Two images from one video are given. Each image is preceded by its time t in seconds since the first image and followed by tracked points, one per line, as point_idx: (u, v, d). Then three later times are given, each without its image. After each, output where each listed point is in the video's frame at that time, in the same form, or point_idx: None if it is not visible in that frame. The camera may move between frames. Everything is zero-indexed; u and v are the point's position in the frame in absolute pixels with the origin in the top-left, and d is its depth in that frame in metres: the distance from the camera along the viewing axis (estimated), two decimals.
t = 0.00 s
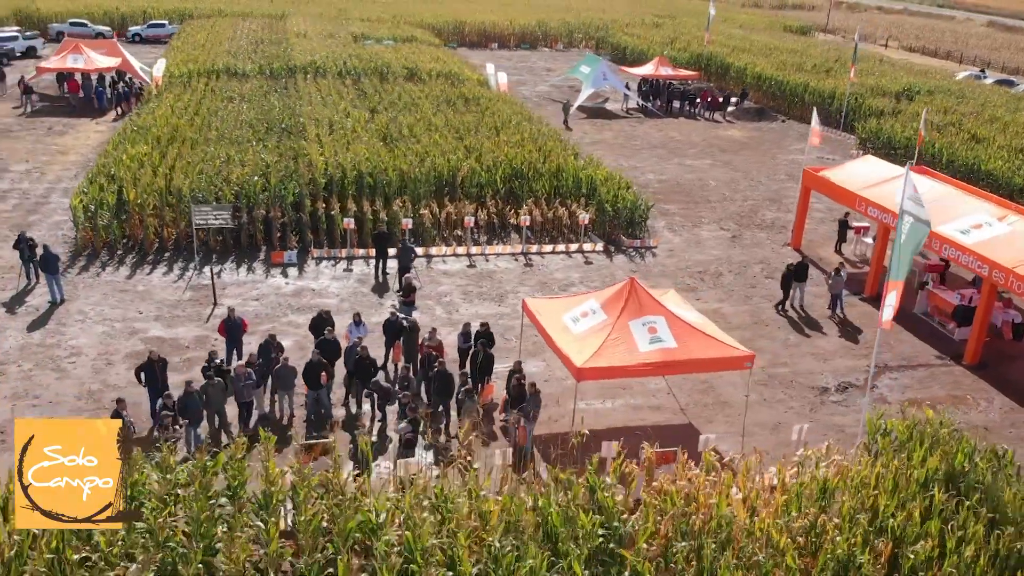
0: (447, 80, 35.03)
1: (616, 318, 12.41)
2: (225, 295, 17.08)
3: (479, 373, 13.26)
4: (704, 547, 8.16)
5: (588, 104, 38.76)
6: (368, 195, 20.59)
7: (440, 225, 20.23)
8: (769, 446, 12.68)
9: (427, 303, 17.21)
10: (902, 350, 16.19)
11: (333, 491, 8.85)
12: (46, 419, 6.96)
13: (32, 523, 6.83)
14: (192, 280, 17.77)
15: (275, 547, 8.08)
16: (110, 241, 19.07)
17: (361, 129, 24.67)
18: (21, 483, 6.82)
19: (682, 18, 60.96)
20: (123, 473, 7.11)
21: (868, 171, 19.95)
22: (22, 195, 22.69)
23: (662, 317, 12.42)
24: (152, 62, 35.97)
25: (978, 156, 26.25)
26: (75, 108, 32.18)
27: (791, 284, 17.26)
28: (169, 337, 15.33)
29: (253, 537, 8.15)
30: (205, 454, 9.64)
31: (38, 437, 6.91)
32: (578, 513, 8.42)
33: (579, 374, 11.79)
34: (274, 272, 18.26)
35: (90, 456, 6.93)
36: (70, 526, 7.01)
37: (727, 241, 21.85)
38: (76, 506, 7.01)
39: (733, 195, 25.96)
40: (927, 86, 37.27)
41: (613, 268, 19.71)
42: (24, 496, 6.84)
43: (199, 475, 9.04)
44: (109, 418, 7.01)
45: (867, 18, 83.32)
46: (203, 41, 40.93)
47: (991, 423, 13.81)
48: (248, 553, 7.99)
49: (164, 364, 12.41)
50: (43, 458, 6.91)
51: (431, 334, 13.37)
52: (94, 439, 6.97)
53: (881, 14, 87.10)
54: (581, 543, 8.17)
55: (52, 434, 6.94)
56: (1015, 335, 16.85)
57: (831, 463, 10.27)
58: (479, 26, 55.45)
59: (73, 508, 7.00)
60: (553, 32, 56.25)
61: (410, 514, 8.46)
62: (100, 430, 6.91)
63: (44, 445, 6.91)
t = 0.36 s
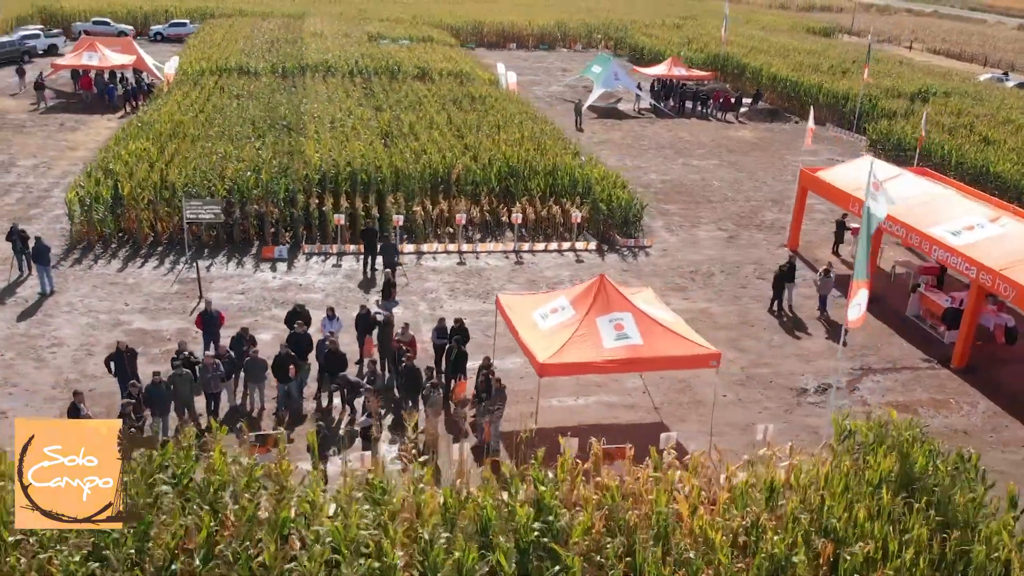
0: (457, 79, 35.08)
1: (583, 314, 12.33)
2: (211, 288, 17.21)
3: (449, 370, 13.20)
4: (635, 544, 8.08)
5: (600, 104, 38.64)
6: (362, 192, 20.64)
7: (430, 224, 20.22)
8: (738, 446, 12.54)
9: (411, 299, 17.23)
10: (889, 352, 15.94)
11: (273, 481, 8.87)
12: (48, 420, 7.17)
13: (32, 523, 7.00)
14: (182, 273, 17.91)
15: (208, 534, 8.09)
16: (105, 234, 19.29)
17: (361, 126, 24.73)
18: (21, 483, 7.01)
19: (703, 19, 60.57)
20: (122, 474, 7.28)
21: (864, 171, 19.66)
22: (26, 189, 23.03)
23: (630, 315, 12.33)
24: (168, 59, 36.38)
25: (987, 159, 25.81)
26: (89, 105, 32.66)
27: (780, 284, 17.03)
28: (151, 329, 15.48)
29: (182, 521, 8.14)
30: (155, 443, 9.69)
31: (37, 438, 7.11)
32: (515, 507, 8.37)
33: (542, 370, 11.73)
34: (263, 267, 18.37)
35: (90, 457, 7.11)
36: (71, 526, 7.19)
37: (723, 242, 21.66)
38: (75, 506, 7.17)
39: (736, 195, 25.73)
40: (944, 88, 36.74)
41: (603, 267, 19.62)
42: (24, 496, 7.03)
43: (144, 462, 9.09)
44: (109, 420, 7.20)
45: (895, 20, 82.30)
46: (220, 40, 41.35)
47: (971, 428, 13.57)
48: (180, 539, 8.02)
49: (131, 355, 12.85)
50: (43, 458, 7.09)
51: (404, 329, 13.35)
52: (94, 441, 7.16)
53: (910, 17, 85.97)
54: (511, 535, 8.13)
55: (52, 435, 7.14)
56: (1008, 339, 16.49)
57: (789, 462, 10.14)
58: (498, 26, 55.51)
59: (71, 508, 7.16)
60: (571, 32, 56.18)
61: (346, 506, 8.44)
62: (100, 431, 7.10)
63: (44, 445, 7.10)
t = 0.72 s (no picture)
0: (463, 78, 35.14)
1: (543, 309, 12.31)
2: (194, 281, 17.38)
3: (414, 363, 13.21)
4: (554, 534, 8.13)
5: (607, 104, 38.53)
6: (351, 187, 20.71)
7: (416, 221, 20.28)
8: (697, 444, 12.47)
9: (390, 294, 17.28)
10: (867, 353, 15.76)
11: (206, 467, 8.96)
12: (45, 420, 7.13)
13: (31, 523, 6.91)
14: (167, 266, 18.09)
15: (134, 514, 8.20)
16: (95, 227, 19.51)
17: (357, 123, 24.80)
18: (21, 483, 6.94)
19: (722, 19, 60.18)
20: (122, 474, 7.24)
21: (853, 171, 19.44)
22: (26, 182, 23.40)
23: (590, 310, 12.30)
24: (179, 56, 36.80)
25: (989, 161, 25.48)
26: (99, 102, 33.10)
27: (761, 283, 16.87)
28: (128, 320, 15.65)
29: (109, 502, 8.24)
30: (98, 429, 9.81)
31: (37, 438, 7.06)
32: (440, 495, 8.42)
33: (496, 364, 11.72)
34: (247, 261, 18.51)
35: (89, 457, 7.09)
36: (73, 525, 7.13)
37: (713, 241, 21.54)
38: (75, 506, 7.10)
39: (733, 195, 25.56)
40: (956, 90, 36.25)
41: (589, 265, 19.58)
42: (23, 496, 6.94)
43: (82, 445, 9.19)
44: (108, 420, 7.14)
45: (920, 22, 81.29)
46: (233, 38, 41.78)
47: (941, 429, 13.39)
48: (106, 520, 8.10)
49: (102, 343, 12.93)
50: (43, 458, 7.05)
51: (370, 322, 13.38)
52: (93, 440, 7.13)
53: (935, 19, 84.87)
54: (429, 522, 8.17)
55: (52, 435, 7.09)
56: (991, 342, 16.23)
57: (733, 458, 10.09)
58: (514, 26, 55.54)
59: (72, 508, 7.08)
60: (587, 33, 56.07)
61: (272, 492, 8.53)
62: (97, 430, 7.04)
63: (44, 445, 7.07)
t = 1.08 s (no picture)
0: (464, 77, 35.23)
1: (490, 302, 12.31)
2: (168, 272, 17.58)
3: (365, 355, 13.30)
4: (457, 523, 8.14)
5: (611, 104, 38.50)
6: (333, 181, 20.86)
7: (394, 216, 20.35)
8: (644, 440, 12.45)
9: (361, 287, 17.38)
10: (832, 352, 15.64)
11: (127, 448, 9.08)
12: (49, 421, 7.25)
13: (31, 522, 7.09)
14: (144, 256, 18.31)
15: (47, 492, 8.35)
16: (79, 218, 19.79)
17: (347, 119, 24.93)
18: (21, 483, 7.10)
19: (737, 21, 59.82)
20: (122, 474, 7.34)
21: (833, 172, 19.24)
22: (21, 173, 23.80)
23: (537, 303, 12.29)
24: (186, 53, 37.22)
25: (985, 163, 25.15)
26: (105, 97, 33.59)
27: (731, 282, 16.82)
28: (97, 309, 15.88)
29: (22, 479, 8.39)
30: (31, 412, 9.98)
31: (38, 438, 7.18)
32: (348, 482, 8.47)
33: (438, 355, 11.74)
34: (224, 253, 18.70)
35: (89, 456, 7.17)
36: (72, 525, 7.24)
37: (695, 241, 21.47)
38: (75, 506, 7.23)
39: (723, 195, 25.45)
40: (964, 93, 35.81)
41: (566, 262, 19.56)
42: (24, 496, 7.11)
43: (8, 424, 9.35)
44: (109, 421, 7.16)
45: (943, 25, 80.30)
46: (242, 36, 42.21)
47: (896, 430, 13.26)
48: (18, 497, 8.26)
49: (64, 328, 13.01)
50: (43, 458, 7.17)
51: (325, 314, 13.51)
52: (93, 440, 7.20)
53: (959, 22, 83.77)
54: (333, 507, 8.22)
55: (52, 435, 7.20)
56: (963, 344, 16.00)
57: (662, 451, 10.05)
58: (526, 26, 55.57)
59: (72, 508, 7.22)
60: (600, 33, 55.97)
61: (183, 474, 8.64)
62: (99, 432, 7.05)
63: (44, 445, 7.18)
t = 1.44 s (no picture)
0: (465, 75, 35.32)
1: (438, 295, 12.36)
2: (143, 262, 17.80)
3: (316, 345, 13.38)
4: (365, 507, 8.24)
5: (613, 104, 38.46)
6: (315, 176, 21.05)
7: (374, 211, 20.47)
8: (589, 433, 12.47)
9: (332, 280, 17.52)
10: (795, 351, 15.57)
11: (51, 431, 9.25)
12: (46, 419, 7.15)
13: (31, 522, 7.00)
14: (122, 246, 18.54)
15: None
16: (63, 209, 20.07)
17: (337, 114, 25.10)
18: (21, 483, 7.00)
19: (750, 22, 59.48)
20: (123, 475, 7.27)
21: (811, 172, 19.12)
22: (15, 164, 24.17)
23: (484, 296, 12.33)
24: (192, 49, 37.58)
25: (977, 165, 24.87)
26: (110, 92, 34.03)
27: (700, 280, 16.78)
28: (68, 298, 16.12)
29: None
30: None
31: (37, 437, 7.09)
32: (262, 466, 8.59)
33: (381, 345, 11.80)
34: (201, 245, 18.90)
35: (89, 456, 7.11)
36: (71, 525, 7.18)
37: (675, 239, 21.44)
38: (76, 506, 7.16)
39: (712, 195, 25.37)
40: (969, 95, 35.41)
41: (541, 258, 19.60)
42: (24, 496, 7.01)
43: None
44: (108, 420, 7.11)
45: (965, 28, 79.33)
46: (250, 33, 42.57)
47: (849, 429, 13.18)
48: None
49: (24, 314, 13.23)
50: (43, 458, 7.08)
51: (281, 304, 13.64)
52: (94, 441, 7.15)
53: (982, 25, 82.70)
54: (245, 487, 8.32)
55: (52, 435, 7.12)
56: (930, 345, 15.85)
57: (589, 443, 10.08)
58: (537, 26, 55.58)
59: (72, 509, 7.15)
60: (611, 33, 55.85)
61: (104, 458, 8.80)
62: (99, 433, 7.01)
63: (44, 445, 7.10)
